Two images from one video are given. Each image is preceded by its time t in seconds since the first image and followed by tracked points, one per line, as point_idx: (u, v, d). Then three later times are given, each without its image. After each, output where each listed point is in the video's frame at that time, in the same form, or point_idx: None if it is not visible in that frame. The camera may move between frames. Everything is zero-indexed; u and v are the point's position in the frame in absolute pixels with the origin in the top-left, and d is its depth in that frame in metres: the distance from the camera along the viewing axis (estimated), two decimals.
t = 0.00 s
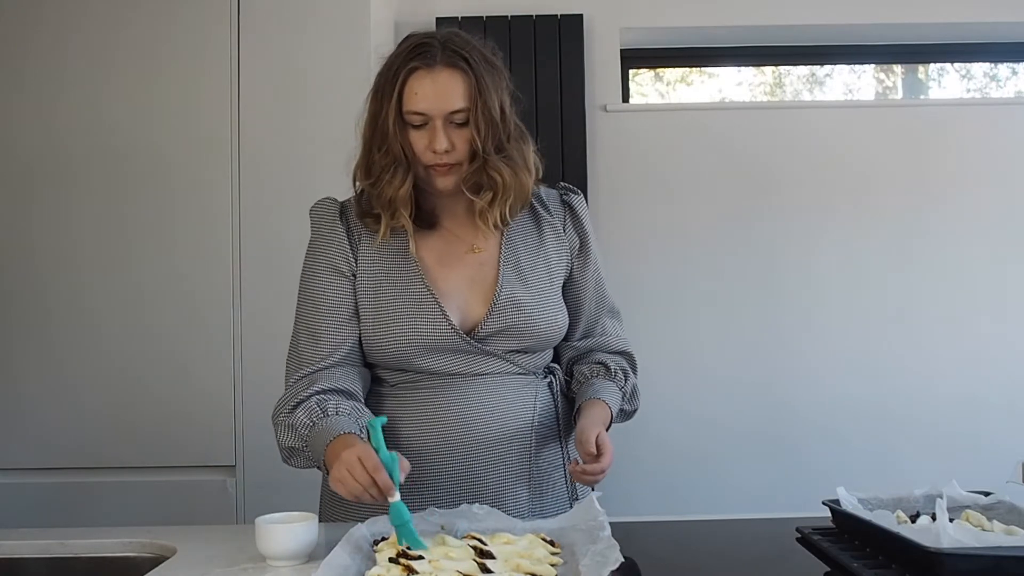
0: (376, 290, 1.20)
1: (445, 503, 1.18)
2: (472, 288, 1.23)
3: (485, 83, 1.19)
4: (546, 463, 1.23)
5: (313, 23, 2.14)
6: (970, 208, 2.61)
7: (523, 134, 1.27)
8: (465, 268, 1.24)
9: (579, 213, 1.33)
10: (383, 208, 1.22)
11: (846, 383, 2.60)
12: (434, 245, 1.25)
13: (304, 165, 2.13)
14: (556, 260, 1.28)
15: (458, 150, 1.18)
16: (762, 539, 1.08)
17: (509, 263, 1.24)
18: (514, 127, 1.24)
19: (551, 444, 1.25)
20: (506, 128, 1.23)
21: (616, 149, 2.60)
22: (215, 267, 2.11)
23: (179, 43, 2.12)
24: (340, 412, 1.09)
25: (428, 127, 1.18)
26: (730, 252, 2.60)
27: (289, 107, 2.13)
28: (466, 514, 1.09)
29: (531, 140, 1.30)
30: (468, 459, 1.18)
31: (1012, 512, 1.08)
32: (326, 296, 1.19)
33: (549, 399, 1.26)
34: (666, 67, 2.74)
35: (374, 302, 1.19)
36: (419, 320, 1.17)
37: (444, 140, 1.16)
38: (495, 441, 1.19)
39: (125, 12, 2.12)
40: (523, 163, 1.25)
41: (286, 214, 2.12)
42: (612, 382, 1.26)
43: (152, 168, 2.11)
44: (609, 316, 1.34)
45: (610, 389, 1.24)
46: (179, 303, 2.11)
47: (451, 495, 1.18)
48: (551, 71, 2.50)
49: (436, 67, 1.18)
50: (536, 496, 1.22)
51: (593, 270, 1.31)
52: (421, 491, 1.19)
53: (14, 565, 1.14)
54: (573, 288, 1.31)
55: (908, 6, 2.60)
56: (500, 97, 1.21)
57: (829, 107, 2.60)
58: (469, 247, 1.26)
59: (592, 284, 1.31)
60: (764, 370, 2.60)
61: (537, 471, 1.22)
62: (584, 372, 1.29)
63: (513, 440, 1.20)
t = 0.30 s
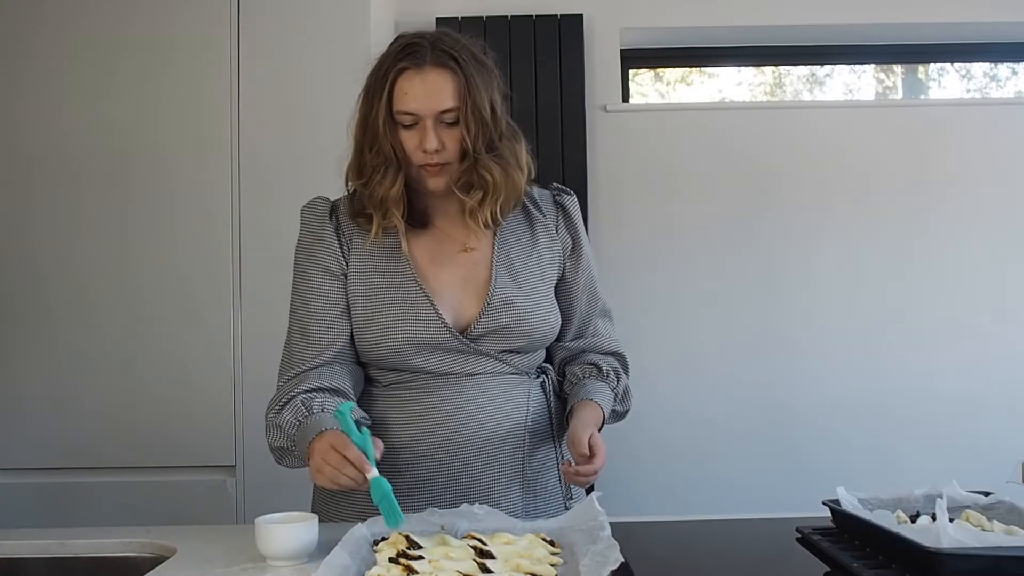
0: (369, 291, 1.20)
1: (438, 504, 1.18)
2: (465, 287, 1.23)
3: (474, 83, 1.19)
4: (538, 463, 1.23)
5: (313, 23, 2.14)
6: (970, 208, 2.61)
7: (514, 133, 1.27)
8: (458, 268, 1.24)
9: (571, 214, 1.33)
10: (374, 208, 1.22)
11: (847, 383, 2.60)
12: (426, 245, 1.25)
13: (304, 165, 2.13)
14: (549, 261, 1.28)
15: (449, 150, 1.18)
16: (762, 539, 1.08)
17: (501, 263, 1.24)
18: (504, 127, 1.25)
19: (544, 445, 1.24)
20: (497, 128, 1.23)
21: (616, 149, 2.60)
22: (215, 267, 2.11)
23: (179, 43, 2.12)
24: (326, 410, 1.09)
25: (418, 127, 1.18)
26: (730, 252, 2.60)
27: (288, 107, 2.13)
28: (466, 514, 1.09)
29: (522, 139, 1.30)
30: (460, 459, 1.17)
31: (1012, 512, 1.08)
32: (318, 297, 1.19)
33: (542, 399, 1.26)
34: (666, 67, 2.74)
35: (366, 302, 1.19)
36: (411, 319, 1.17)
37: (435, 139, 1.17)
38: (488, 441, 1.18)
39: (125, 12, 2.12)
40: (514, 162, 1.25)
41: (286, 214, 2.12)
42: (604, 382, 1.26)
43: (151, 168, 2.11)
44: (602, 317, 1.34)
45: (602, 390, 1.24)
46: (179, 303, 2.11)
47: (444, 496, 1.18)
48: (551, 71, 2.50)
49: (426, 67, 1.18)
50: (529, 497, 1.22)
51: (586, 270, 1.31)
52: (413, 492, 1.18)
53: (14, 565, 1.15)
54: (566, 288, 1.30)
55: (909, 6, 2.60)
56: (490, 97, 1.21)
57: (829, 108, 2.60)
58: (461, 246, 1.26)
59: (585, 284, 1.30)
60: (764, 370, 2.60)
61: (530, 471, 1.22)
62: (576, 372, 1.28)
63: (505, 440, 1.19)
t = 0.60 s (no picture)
0: (357, 291, 1.20)
1: (430, 506, 1.17)
2: (453, 288, 1.23)
3: (458, 84, 1.19)
4: (529, 463, 1.23)
5: (314, 23, 2.14)
6: (969, 207, 2.61)
7: (500, 133, 1.27)
8: (446, 268, 1.24)
9: (561, 214, 1.33)
10: (360, 210, 1.22)
11: (846, 383, 2.60)
12: (413, 245, 1.26)
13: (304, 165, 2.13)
14: (538, 261, 1.28)
15: (433, 152, 1.18)
16: (762, 539, 1.08)
17: (490, 263, 1.24)
18: (490, 127, 1.25)
19: (535, 445, 1.24)
20: (482, 129, 1.23)
21: (616, 149, 2.60)
22: (215, 267, 2.11)
23: (180, 43, 2.12)
24: (291, 390, 1.09)
25: (403, 128, 1.18)
26: (730, 252, 2.60)
27: (287, 108, 2.13)
28: (467, 514, 1.09)
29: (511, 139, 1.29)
30: (450, 460, 1.17)
31: (1012, 512, 1.08)
32: (304, 299, 1.20)
33: (532, 399, 1.25)
34: (666, 67, 2.74)
35: (354, 303, 1.20)
36: (399, 319, 1.18)
37: (418, 141, 1.17)
38: (477, 441, 1.18)
39: (125, 13, 2.12)
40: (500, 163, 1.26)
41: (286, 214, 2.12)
42: (595, 382, 1.25)
43: (151, 168, 2.11)
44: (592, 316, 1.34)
45: (593, 390, 1.23)
46: (179, 304, 2.11)
47: (434, 497, 1.17)
48: (551, 71, 2.50)
49: (408, 69, 1.18)
50: (520, 498, 1.22)
51: (576, 270, 1.31)
52: (404, 494, 1.18)
53: (14, 566, 1.15)
54: (556, 288, 1.31)
55: (909, 6, 2.60)
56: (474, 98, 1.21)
57: (828, 108, 2.60)
58: (449, 247, 1.26)
59: (575, 284, 1.30)
60: (764, 370, 2.60)
61: (521, 472, 1.21)
62: (567, 372, 1.28)
63: (496, 440, 1.19)
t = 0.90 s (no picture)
0: (341, 291, 1.21)
1: (416, 507, 1.16)
2: (436, 288, 1.24)
3: (435, 87, 1.19)
4: (516, 464, 1.22)
5: (315, 23, 2.14)
6: (969, 207, 2.61)
7: (483, 133, 1.27)
8: (428, 269, 1.25)
9: (549, 214, 1.33)
10: (337, 213, 1.23)
11: (847, 383, 2.60)
12: (395, 246, 1.26)
13: (304, 165, 2.13)
14: (525, 261, 1.28)
15: (409, 154, 1.19)
16: (762, 539, 1.08)
17: (474, 264, 1.24)
18: (471, 129, 1.25)
19: (524, 445, 1.24)
20: (462, 131, 1.23)
21: (615, 149, 2.60)
22: (214, 267, 2.11)
23: (179, 43, 2.12)
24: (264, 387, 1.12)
25: (380, 132, 1.18)
26: (730, 252, 2.60)
27: (286, 108, 2.13)
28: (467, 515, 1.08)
29: (494, 140, 1.29)
30: (435, 460, 1.16)
31: (1011, 512, 1.08)
32: (287, 300, 1.21)
33: (520, 400, 1.25)
34: (666, 67, 2.75)
35: (338, 304, 1.20)
36: (381, 319, 1.18)
37: (393, 144, 1.17)
38: (462, 440, 1.17)
39: (125, 13, 2.12)
40: (478, 165, 1.25)
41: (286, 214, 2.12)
42: (583, 384, 1.26)
43: (151, 168, 2.12)
44: (581, 318, 1.33)
45: (581, 391, 1.23)
46: (178, 304, 2.11)
47: (420, 499, 1.16)
48: (552, 72, 2.49)
49: (385, 72, 1.18)
50: (508, 498, 1.21)
51: (563, 271, 1.31)
52: (389, 496, 1.17)
53: (13, 566, 1.15)
54: (544, 289, 1.30)
55: (909, 6, 2.60)
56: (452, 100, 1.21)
57: (828, 108, 2.60)
58: (432, 247, 1.26)
59: (562, 285, 1.30)
60: (765, 369, 2.60)
61: (508, 472, 1.21)
62: (555, 373, 1.28)
63: (481, 440, 1.19)
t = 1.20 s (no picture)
0: (330, 292, 1.21)
1: (406, 506, 1.16)
2: (425, 288, 1.24)
3: (423, 86, 1.19)
4: (507, 463, 1.22)
5: (315, 23, 2.14)
6: (969, 207, 2.61)
7: (470, 132, 1.28)
8: (418, 269, 1.25)
9: (537, 214, 1.33)
10: (328, 215, 1.23)
11: (847, 383, 2.60)
12: (385, 246, 1.26)
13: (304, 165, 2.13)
14: (513, 260, 1.28)
15: (401, 155, 1.19)
16: (762, 539, 1.08)
17: (463, 263, 1.25)
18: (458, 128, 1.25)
19: (515, 444, 1.24)
20: (450, 130, 1.23)
21: (615, 149, 2.60)
22: (213, 267, 2.11)
23: (179, 42, 2.12)
24: (263, 400, 1.13)
25: (371, 133, 1.19)
26: (730, 252, 2.60)
27: (286, 109, 2.13)
28: (467, 514, 1.09)
29: (482, 138, 1.29)
30: (425, 460, 1.16)
31: (1012, 512, 1.08)
32: (276, 304, 1.22)
33: (510, 399, 1.25)
34: (666, 67, 2.75)
35: (328, 304, 1.21)
36: (370, 320, 1.18)
37: (384, 145, 1.17)
38: (452, 439, 1.17)
39: (124, 13, 2.12)
40: (468, 163, 1.25)
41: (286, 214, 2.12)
42: (573, 382, 1.26)
43: (150, 167, 2.12)
44: (571, 317, 1.34)
45: (571, 390, 1.23)
46: (177, 303, 2.11)
47: (411, 498, 1.16)
48: (552, 72, 2.49)
49: (373, 73, 1.18)
50: (500, 497, 1.20)
51: (552, 270, 1.30)
52: (379, 497, 1.17)
53: (13, 566, 1.15)
54: (533, 289, 1.30)
55: (909, 6, 2.60)
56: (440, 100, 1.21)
57: (828, 108, 2.60)
58: (422, 247, 1.26)
59: (551, 285, 1.30)
60: (766, 369, 2.60)
61: (499, 471, 1.20)
62: (544, 372, 1.28)
63: (471, 439, 1.18)
